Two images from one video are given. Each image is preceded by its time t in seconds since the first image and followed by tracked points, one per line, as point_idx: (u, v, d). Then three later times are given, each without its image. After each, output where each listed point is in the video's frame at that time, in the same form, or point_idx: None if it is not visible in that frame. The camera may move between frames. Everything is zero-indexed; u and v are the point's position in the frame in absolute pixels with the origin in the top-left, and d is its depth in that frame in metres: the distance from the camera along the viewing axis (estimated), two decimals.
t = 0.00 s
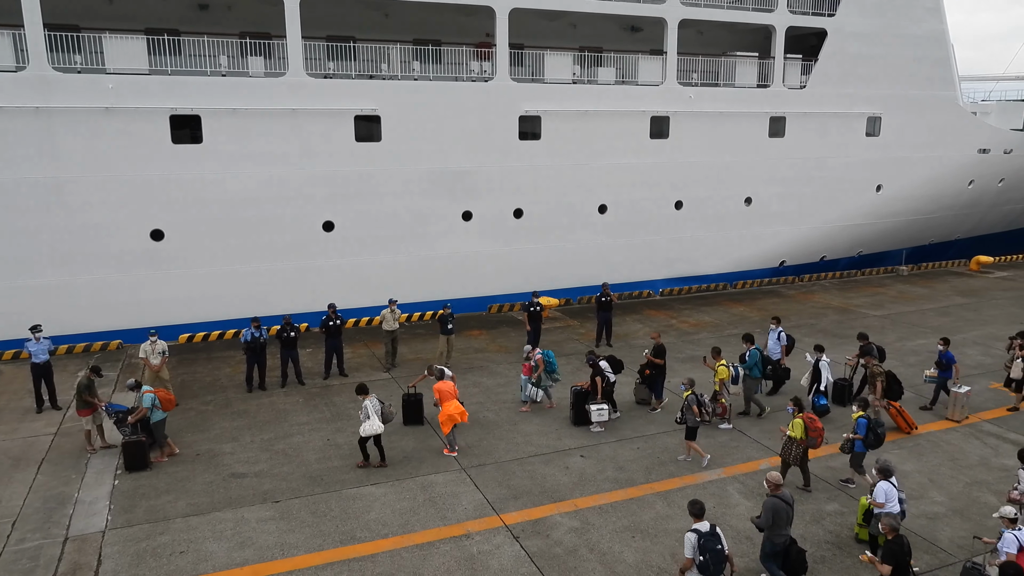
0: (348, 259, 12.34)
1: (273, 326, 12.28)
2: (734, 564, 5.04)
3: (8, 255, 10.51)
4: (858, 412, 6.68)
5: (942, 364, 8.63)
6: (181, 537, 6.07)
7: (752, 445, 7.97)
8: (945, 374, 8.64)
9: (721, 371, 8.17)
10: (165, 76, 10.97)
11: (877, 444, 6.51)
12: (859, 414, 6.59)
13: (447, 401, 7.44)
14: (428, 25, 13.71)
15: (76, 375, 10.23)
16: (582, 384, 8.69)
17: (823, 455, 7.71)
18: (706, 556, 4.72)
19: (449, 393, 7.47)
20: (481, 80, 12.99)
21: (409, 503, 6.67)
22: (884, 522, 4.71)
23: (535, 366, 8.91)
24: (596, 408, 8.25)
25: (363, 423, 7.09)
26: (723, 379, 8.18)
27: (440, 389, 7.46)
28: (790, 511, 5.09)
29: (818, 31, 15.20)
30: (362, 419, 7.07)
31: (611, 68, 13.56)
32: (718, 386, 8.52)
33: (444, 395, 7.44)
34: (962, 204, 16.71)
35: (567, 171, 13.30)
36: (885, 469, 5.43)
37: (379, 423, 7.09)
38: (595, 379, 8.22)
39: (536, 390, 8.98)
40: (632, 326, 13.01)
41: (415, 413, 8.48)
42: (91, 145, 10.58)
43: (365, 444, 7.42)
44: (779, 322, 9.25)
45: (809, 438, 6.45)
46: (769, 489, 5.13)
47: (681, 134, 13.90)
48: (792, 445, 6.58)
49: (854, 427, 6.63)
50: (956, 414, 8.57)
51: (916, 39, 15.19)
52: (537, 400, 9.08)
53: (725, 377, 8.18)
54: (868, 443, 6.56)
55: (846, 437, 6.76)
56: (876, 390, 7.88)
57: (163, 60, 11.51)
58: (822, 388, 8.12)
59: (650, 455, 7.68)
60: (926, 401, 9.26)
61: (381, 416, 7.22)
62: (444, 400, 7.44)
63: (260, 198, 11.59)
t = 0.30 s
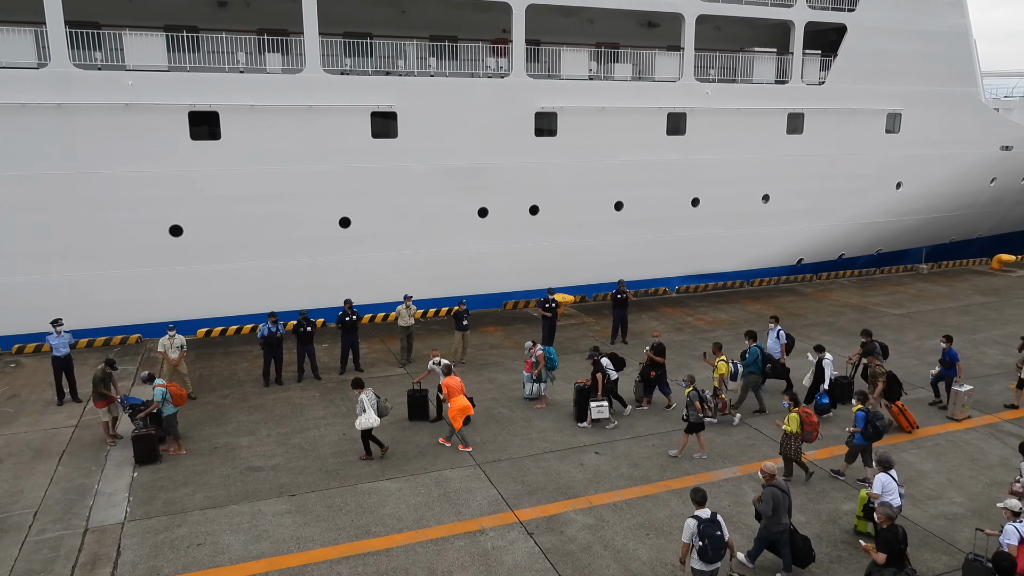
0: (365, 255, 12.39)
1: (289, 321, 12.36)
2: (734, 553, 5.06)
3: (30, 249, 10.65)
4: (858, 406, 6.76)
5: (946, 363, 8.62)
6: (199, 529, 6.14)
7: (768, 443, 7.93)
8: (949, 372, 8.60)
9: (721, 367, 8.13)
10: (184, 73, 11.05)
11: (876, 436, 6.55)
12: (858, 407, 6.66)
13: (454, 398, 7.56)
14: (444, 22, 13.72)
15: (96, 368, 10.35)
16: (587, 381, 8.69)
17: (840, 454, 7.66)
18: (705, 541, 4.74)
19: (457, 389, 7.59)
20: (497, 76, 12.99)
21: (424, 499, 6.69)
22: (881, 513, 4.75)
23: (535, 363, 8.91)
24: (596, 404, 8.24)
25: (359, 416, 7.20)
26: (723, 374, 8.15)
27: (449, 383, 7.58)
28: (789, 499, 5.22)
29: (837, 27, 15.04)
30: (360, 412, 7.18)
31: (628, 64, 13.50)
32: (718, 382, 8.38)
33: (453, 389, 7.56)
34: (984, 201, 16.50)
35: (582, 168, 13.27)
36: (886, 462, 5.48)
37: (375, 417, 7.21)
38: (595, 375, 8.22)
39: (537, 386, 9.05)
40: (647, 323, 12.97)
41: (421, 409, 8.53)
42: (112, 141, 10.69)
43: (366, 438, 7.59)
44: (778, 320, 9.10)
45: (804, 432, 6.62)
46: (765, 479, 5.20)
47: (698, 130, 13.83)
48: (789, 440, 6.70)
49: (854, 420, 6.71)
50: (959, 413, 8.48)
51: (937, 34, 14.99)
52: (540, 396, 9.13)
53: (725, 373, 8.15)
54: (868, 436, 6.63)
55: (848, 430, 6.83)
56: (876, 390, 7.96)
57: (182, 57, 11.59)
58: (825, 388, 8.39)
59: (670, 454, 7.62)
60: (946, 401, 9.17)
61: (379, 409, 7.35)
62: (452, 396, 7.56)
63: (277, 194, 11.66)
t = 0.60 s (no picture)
0: (382, 251, 12.43)
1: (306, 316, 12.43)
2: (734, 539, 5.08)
3: (52, 244, 10.79)
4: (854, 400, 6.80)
5: (948, 360, 8.52)
6: (217, 522, 6.20)
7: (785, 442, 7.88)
8: (951, 370, 8.53)
9: (722, 362, 8.23)
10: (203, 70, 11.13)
11: (872, 432, 6.60)
12: (856, 402, 6.69)
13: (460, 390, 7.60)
14: (462, 18, 13.71)
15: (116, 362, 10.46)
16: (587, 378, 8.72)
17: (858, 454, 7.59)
18: (708, 524, 4.75)
19: (465, 382, 7.63)
20: (514, 72, 12.97)
21: (439, 494, 6.72)
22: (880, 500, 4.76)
23: (536, 359, 8.96)
24: (600, 401, 8.18)
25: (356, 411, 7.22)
26: (723, 369, 8.23)
27: (455, 375, 7.59)
28: (783, 488, 5.28)
29: (858, 22, 14.87)
30: (357, 406, 7.20)
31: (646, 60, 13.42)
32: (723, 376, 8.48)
33: (460, 382, 7.59)
34: (1008, 199, 16.26)
35: (599, 165, 13.23)
36: (886, 454, 5.49)
37: (372, 411, 7.25)
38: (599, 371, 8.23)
39: (538, 383, 9.05)
40: (664, 320, 12.92)
41: (425, 406, 8.51)
42: (133, 138, 10.81)
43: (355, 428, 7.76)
44: (779, 316, 9.23)
45: (804, 427, 6.56)
46: (760, 469, 5.31)
47: (716, 127, 13.73)
48: (789, 435, 6.59)
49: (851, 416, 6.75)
50: (960, 412, 8.41)
51: (960, 30, 14.77)
52: (540, 393, 9.13)
53: (727, 368, 8.23)
54: (863, 430, 6.69)
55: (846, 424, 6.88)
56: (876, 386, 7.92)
57: (201, 53, 11.68)
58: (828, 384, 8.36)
59: (691, 453, 7.59)
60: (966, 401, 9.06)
61: (376, 404, 7.39)
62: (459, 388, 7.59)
63: (295, 190, 11.72)
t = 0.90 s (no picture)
0: (397, 248, 12.46)
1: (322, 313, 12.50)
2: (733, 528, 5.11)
3: (72, 240, 10.91)
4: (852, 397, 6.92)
5: (949, 359, 8.48)
6: (232, 516, 6.25)
7: (801, 442, 7.83)
8: (952, 369, 8.47)
9: (721, 358, 8.38)
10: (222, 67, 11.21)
11: (875, 426, 6.71)
12: (857, 398, 6.79)
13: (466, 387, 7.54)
14: (478, 16, 13.71)
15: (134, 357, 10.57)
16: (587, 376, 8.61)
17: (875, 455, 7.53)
18: (708, 515, 4.78)
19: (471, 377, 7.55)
20: (530, 70, 12.95)
21: (453, 490, 6.74)
22: (879, 488, 4.89)
23: (535, 356, 8.92)
24: (604, 401, 8.18)
25: (354, 403, 7.34)
26: (723, 366, 8.37)
27: (462, 371, 7.52)
28: (783, 483, 5.41)
29: (878, 19, 14.71)
30: (354, 399, 7.33)
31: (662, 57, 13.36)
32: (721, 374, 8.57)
33: (468, 378, 7.52)
34: None
35: (615, 162, 13.19)
36: (885, 448, 5.56)
37: (371, 404, 7.37)
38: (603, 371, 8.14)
39: (537, 380, 9.00)
40: (679, 319, 12.87)
41: (429, 403, 8.49)
42: (152, 135, 10.91)
43: (358, 423, 7.79)
44: (779, 318, 9.13)
45: (803, 420, 6.65)
46: (760, 465, 5.39)
47: (733, 125, 13.65)
48: (784, 429, 6.68)
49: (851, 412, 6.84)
50: (957, 410, 8.41)
51: (982, 26, 14.57)
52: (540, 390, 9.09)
53: (725, 364, 8.38)
54: (866, 425, 6.77)
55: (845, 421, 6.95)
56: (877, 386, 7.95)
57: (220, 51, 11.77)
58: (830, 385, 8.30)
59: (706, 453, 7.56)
60: (985, 402, 8.96)
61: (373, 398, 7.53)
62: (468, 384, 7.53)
63: (312, 187, 11.78)
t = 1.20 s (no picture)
0: (412, 246, 12.49)
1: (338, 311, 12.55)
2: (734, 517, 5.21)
3: (92, 237, 11.04)
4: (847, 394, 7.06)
5: (949, 359, 8.48)
6: (248, 512, 6.30)
7: (817, 443, 7.77)
8: (951, 368, 8.48)
9: (725, 356, 8.14)
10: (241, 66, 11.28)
11: (872, 421, 6.90)
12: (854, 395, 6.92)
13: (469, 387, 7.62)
14: (495, 14, 13.70)
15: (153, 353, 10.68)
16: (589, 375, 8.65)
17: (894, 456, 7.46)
18: (710, 505, 4.91)
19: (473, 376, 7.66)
20: (546, 68, 12.94)
21: (467, 488, 6.75)
22: (868, 484, 4.77)
23: (534, 355, 8.92)
24: (608, 401, 8.12)
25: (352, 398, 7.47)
26: (727, 363, 8.17)
27: (463, 371, 7.63)
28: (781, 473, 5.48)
29: (898, 16, 14.55)
30: (353, 394, 7.46)
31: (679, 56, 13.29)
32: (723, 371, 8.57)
33: (468, 378, 7.62)
34: None
35: (631, 161, 13.14)
36: (880, 445, 5.53)
37: (368, 399, 7.48)
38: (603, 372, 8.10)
39: (535, 378, 9.00)
40: (694, 318, 12.81)
41: (433, 400, 8.48)
42: (170, 133, 11.01)
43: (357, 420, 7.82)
44: (779, 318, 9.06)
45: (802, 420, 6.56)
46: (760, 456, 5.45)
47: (750, 123, 13.56)
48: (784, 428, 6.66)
49: (849, 409, 6.95)
50: (956, 410, 8.37)
51: (1005, 23, 14.37)
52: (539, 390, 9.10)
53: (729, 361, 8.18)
54: (864, 421, 6.93)
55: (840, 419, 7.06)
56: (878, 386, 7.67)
57: (239, 50, 11.85)
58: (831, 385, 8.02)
59: (712, 450, 7.60)
60: (1006, 404, 8.85)
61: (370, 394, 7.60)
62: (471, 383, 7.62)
63: (328, 185, 11.84)
